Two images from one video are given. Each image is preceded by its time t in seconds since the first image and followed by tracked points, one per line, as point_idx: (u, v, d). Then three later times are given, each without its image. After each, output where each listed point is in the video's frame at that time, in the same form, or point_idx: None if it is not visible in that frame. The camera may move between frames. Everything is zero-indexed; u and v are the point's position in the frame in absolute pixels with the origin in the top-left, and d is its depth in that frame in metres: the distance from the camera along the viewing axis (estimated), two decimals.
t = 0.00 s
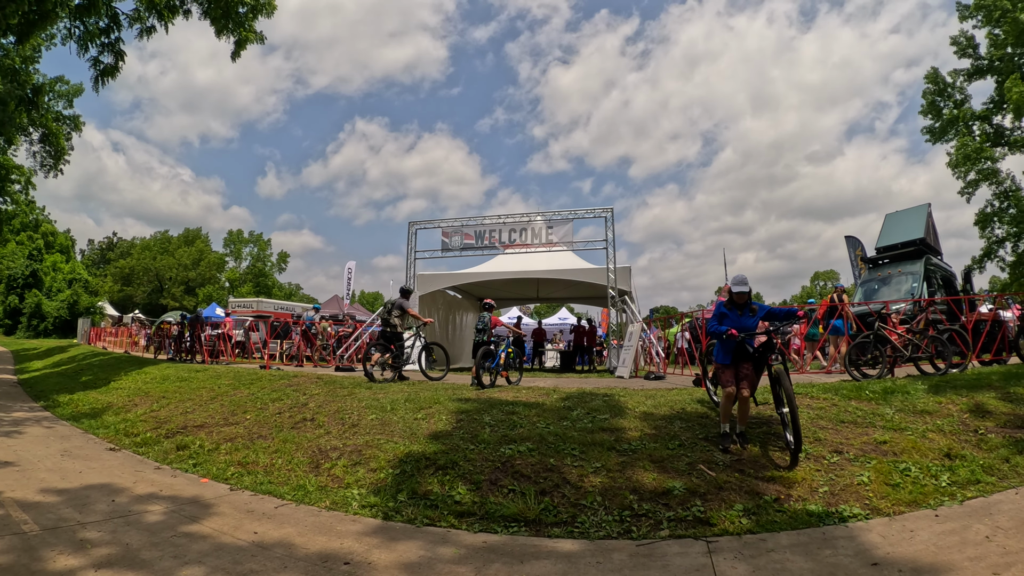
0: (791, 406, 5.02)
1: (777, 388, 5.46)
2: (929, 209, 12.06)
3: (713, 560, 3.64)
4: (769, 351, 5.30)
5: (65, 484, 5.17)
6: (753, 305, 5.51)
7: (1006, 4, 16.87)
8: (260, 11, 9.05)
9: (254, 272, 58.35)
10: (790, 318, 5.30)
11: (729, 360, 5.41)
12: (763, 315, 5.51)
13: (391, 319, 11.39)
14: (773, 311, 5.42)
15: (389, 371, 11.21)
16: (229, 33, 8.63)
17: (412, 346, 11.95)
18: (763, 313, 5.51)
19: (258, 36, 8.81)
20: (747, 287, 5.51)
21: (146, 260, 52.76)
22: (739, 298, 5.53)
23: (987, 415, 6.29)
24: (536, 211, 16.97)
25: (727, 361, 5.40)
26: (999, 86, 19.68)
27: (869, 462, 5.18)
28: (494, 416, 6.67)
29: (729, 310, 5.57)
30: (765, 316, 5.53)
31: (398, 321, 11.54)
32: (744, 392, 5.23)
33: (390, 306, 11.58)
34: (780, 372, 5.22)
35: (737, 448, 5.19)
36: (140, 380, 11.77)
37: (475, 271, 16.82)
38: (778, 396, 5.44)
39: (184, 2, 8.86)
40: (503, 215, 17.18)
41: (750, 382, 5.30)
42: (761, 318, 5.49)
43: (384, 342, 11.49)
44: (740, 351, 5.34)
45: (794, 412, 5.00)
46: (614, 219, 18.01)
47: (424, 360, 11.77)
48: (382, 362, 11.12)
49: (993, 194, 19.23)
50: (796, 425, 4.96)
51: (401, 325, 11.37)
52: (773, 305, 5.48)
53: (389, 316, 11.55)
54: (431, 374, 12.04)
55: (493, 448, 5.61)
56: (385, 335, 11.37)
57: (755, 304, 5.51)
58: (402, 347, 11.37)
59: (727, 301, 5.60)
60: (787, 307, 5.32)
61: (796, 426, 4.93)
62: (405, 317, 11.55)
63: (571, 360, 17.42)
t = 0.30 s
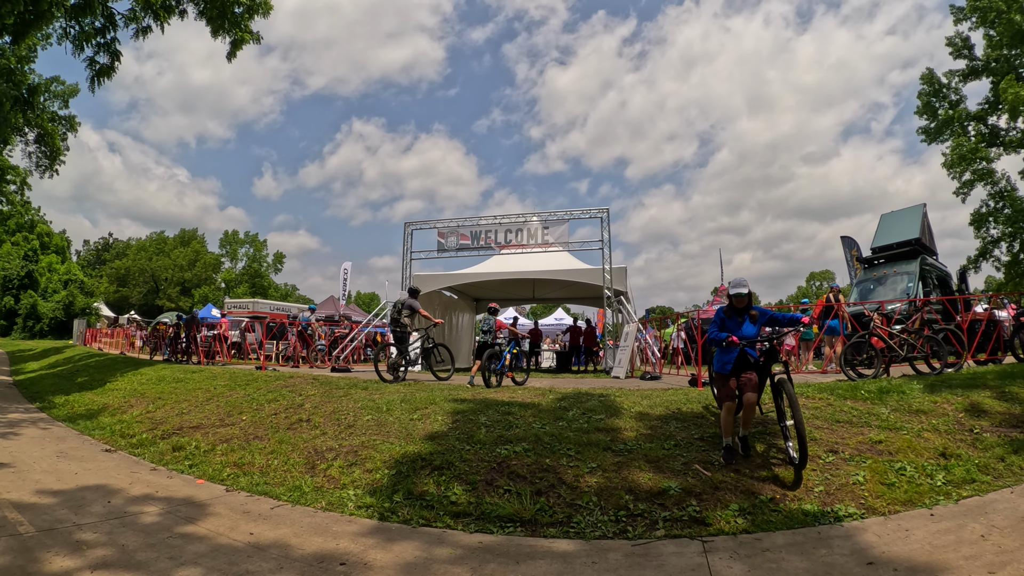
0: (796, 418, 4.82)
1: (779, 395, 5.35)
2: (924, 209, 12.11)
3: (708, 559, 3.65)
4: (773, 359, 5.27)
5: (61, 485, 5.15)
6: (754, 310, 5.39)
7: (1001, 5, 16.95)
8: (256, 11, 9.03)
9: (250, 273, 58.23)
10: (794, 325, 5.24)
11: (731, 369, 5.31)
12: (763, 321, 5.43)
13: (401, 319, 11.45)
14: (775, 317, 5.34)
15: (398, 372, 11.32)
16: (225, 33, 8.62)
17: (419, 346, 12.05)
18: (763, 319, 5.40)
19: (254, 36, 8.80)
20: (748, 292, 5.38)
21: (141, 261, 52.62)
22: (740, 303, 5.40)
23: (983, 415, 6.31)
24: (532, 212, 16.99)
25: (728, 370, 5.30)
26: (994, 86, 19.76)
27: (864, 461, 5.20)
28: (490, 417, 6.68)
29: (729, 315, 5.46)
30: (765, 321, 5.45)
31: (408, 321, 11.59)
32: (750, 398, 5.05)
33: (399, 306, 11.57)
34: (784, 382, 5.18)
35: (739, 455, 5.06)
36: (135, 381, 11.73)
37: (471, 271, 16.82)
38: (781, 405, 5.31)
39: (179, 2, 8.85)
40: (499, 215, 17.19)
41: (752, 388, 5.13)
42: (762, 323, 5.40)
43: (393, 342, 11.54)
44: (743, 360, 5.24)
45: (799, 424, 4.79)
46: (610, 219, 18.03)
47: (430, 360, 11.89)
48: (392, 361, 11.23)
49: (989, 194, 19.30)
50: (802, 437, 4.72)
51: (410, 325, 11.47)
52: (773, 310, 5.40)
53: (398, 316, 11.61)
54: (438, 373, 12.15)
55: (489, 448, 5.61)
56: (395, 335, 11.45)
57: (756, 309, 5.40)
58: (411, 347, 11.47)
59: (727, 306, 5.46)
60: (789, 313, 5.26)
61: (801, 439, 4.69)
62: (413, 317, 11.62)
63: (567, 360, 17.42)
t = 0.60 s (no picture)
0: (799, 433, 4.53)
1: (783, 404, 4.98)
2: (919, 209, 12.14)
3: (704, 559, 3.66)
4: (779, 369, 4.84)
5: (57, 487, 5.15)
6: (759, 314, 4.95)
7: (997, 6, 17.03)
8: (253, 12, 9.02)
9: (246, 274, 58.16)
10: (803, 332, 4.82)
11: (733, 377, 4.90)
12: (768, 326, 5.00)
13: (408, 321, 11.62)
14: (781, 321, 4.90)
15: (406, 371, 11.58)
16: (221, 33, 8.61)
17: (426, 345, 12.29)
18: (769, 323, 4.93)
19: (250, 36, 8.79)
20: (752, 293, 4.93)
21: (138, 262, 52.51)
22: (744, 306, 4.95)
23: (978, 414, 6.34)
24: (527, 213, 17.01)
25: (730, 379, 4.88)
26: (989, 87, 19.84)
27: (860, 461, 5.22)
28: (487, 417, 6.69)
29: (731, 318, 5.03)
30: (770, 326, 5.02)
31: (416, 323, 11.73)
32: (751, 410, 4.70)
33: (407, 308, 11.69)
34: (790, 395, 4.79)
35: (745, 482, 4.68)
36: (132, 382, 11.70)
37: (467, 272, 16.82)
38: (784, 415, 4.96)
39: (175, 2, 8.84)
40: (495, 216, 17.21)
41: (757, 401, 4.74)
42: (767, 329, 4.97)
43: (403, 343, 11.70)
44: (746, 367, 4.83)
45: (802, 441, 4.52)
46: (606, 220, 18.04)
47: (437, 360, 12.10)
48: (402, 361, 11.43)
49: (984, 195, 19.36)
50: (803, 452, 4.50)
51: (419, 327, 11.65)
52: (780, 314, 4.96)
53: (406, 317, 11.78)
54: (444, 372, 12.31)
55: (485, 449, 5.62)
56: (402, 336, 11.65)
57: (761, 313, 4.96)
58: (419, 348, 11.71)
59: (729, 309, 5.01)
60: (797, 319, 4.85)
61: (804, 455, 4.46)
62: (421, 318, 11.80)
63: (564, 360, 17.44)
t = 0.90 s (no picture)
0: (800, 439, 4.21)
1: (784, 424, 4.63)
2: (915, 210, 12.19)
3: (700, 559, 3.67)
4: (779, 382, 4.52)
5: (54, 488, 5.13)
6: (759, 322, 4.64)
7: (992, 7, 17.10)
8: (249, 12, 9.01)
9: (243, 275, 58.08)
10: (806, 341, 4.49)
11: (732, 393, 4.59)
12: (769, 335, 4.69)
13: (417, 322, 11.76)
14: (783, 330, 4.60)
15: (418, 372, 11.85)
16: (217, 34, 8.59)
17: (434, 344, 12.52)
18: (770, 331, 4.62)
19: (247, 36, 8.77)
20: (751, 298, 4.64)
21: (134, 263, 52.40)
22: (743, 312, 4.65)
23: (974, 413, 6.36)
24: (524, 213, 17.01)
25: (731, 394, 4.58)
26: (985, 88, 19.91)
27: (856, 460, 5.23)
28: (483, 418, 6.69)
29: (730, 327, 4.74)
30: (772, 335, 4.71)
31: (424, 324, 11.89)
32: (750, 423, 4.43)
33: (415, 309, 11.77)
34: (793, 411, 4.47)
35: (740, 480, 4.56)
36: (128, 383, 11.67)
37: (464, 272, 16.84)
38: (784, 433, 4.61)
39: (172, 3, 8.81)
40: (491, 217, 17.23)
41: (757, 414, 4.48)
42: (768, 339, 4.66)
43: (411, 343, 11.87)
44: (746, 381, 4.55)
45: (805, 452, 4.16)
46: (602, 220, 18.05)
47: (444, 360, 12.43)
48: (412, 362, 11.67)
49: (980, 195, 19.43)
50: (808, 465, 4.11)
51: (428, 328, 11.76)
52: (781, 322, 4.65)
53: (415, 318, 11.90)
54: (449, 373, 12.68)
55: (481, 449, 5.62)
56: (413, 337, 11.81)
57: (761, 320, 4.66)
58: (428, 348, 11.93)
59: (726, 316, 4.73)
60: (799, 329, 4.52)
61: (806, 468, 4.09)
62: (430, 320, 11.93)
63: (561, 360, 17.45)
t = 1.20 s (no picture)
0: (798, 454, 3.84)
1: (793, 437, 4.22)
2: (910, 210, 12.22)
3: (696, 558, 3.67)
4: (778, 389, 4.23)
5: (51, 490, 5.12)
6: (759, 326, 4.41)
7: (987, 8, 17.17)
8: (245, 12, 8.99)
9: (239, 276, 57.94)
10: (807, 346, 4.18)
11: (731, 403, 4.32)
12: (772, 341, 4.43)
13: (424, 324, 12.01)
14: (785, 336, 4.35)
15: (427, 373, 12.11)
16: (213, 34, 8.57)
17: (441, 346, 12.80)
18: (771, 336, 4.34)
19: (243, 37, 8.76)
20: (754, 302, 4.42)
21: (129, 264, 52.24)
22: (741, 316, 4.45)
23: (970, 412, 6.39)
24: (520, 214, 17.00)
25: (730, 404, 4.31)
26: (980, 88, 19.98)
27: (852, 460, 5.24)
28: (480, 418, 6.69)
29: (730, 333, 4.54)
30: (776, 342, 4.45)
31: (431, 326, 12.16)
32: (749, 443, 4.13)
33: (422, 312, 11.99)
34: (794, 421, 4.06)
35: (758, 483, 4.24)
36: (124, 385, 11.63)
37: (460, 272, 16.84)
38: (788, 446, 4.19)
39: (168, 3, 8.79)
40: (487, 217, 17.23)
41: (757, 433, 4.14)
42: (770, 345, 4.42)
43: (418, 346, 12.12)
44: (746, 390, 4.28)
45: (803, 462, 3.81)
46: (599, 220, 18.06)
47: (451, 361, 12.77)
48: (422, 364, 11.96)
49: (975, 195, 19.49)
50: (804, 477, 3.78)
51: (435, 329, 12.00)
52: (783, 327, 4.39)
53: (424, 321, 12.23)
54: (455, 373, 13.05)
55: (478, 450, 5.62)
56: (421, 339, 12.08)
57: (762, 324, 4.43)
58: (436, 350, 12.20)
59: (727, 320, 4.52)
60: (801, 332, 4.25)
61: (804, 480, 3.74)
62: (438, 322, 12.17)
63: (557, 360, 17.46)
